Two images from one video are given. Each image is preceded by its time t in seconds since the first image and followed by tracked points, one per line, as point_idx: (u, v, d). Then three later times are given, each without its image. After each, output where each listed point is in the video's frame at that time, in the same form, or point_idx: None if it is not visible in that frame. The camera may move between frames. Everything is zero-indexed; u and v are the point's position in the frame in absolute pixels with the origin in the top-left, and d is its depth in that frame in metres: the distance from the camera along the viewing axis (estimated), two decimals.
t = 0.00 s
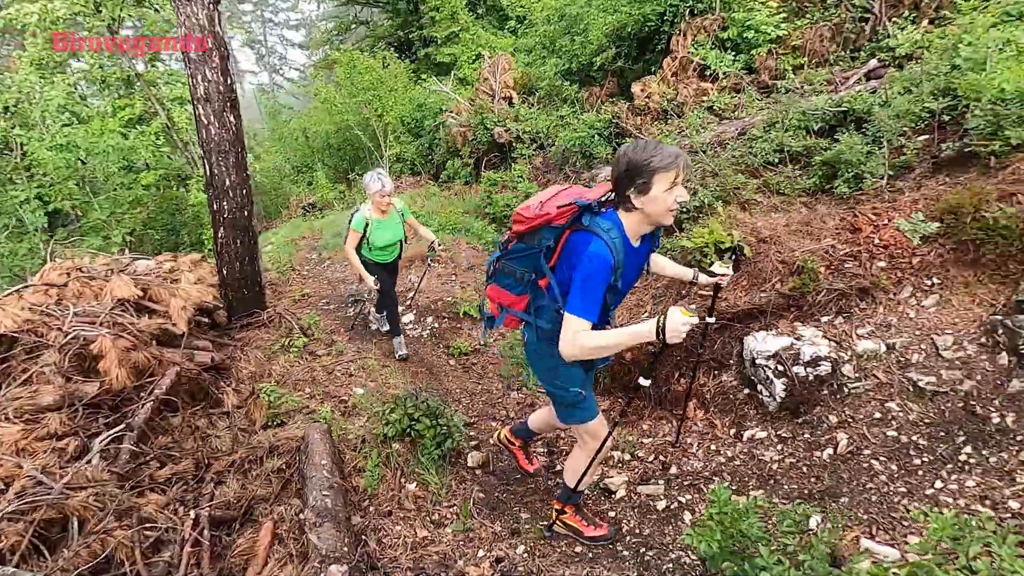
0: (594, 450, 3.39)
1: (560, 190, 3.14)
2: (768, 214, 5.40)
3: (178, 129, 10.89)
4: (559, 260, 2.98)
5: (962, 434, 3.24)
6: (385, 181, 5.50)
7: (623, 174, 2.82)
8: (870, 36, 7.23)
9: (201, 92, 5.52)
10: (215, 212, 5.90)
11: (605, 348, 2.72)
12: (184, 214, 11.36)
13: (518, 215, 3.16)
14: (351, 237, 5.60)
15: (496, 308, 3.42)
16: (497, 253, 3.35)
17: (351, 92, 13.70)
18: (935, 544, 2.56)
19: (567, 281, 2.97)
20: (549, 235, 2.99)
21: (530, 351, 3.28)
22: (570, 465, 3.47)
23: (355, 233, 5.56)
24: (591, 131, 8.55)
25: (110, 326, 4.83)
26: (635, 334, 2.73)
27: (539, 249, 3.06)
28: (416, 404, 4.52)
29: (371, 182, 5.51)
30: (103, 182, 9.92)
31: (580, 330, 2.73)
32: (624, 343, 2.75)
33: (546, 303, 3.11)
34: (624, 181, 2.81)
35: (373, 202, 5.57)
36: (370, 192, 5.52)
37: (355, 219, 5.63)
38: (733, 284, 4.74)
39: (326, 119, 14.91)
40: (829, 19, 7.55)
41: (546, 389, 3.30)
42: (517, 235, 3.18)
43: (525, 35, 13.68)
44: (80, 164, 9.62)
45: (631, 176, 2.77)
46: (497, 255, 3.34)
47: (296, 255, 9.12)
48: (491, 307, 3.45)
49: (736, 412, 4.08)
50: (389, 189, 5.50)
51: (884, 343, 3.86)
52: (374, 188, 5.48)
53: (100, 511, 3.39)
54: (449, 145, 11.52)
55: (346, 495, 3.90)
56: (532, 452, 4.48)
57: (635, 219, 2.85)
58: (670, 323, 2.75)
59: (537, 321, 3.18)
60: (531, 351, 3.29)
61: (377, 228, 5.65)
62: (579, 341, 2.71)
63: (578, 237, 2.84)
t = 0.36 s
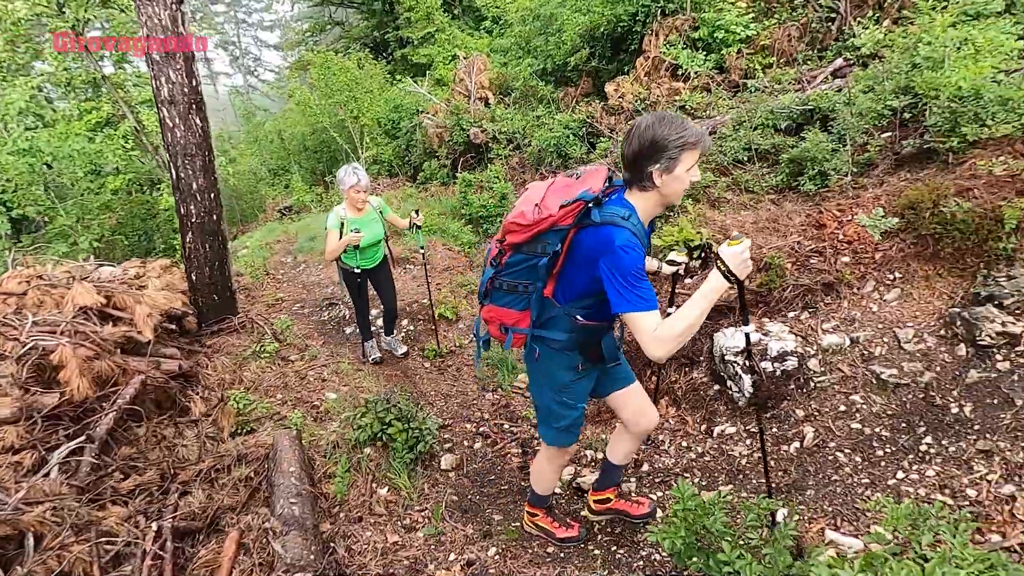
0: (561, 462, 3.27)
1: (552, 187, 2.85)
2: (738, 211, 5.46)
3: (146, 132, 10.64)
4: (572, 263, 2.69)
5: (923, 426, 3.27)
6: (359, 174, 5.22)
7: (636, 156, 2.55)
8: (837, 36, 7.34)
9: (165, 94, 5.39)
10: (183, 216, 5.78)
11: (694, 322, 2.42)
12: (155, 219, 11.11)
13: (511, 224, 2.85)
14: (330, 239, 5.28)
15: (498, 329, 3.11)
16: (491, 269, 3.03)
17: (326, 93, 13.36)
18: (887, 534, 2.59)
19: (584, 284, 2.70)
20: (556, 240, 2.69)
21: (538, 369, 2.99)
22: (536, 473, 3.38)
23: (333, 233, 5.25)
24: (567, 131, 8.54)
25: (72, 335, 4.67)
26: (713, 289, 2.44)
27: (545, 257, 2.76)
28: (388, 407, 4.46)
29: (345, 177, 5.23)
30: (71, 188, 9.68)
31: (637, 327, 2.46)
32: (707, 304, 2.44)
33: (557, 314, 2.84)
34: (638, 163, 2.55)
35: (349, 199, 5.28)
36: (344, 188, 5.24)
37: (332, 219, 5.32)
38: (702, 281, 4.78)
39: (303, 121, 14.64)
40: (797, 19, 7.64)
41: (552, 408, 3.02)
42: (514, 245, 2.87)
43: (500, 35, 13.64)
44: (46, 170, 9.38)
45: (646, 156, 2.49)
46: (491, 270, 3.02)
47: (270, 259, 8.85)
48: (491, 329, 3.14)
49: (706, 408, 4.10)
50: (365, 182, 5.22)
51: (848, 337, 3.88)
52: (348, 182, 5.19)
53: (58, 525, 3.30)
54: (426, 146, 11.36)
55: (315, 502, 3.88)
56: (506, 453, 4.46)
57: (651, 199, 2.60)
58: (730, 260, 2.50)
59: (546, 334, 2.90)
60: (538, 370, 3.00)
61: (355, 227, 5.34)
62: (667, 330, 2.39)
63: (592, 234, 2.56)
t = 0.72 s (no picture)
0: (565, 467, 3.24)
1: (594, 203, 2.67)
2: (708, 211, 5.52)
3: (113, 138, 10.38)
4: (635, 280, 2.55)
5: (887, 418, 3.35)
6: (357, 192, 4.84)
7: (696, 160, 2.50)
8: (802, 38, 7.47)
9: (129, 100, 5.28)
10: (149, 224, 5.66)
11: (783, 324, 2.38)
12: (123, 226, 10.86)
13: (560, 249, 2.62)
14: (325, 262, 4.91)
15: (543, 358, 2.91)
16: (536, 299, 2.78)
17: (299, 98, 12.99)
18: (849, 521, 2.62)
19: (647, 299, 2.58)
20: (617, 259, 2.54)
21: (587, 392, 2.88)
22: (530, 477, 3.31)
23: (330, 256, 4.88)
24: (541, 133, 8.55)
25: (33, 347, 4.52)
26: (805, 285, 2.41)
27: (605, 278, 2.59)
28: (362, 414, 4.41)
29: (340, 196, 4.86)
30: (33, 195, 9.57)
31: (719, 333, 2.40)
32: (799, 302, 2.42)
33: (612, 336, 2.72)
34: (698, 167, 2.50)
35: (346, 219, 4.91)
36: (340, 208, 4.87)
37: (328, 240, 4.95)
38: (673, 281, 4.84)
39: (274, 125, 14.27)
40: (764, 21, 7.76)
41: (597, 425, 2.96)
42: (566, 271, 2.65)
43: (474, 38, 13.61)
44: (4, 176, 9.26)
45: (709, 160, 2.45)
46: (537, 301, 2.77)
47: (243, 265, 8.73)
48: (535, 359, 2.93)
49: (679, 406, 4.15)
50: (363, 201, 4.84)
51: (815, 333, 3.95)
52: (345, 201, 4.82)
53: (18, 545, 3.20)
54: (401, 149, 11.23)
55: (287, 512, 3.83)
56: (482, 456, 4.46)
57: (704, 206, 2.59)
58: (821, 254, 2.47)
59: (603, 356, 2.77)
60: (586, 394, 2.88)
61: (352, 249, 4.97)
62: (766, 325, 2.33)
63: (658, 246, 2.44)
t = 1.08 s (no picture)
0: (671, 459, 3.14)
1: (668, 169, 2.58)
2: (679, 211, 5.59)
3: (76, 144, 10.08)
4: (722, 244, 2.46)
5: (851, 410, 3.46)
6: (362, 193, 4.56)
7: (759, 116, 2.65)
8: (768, 40, 7.62)
9: (91, 106, 5.16)
10: (115, 232, 5.53)
11: (855, 290, 2.38)
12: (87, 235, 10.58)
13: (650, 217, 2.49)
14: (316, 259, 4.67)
15: (624, 343, 2.73)
16: (621, 280, 2.60)
17: (270, 101, 12.89)
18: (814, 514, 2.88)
19: (732, 263, 2.48)
20: (707, 224, 2.44)
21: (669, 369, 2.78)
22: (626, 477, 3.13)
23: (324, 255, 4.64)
24: (515, 136, 8.57)
25: None
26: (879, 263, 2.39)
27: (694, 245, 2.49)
28: (338, 420, 4.38)
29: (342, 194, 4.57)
30: None
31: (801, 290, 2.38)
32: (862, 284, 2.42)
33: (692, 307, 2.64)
34: (760, 121, 2.65)
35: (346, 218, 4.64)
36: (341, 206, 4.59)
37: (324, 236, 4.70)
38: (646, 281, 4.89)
39: (246, 130, 14.08)
40: (731, 24, 7.90)
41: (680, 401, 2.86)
42: (654, 243, 2.52)
43: (446, 41, 13.59)
44: None
45: (772, 115, 2.62)
46: (623, 281, 2.59)
47: (214, 272, 8.56)
48: (615, 345, 2.74)
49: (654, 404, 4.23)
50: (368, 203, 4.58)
51: (783, 329, 4.07)
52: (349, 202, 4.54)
53: None
54: (374, 153, 11.11)
55: (263, 522, 3.79)
56: (461, 459, 4.46)
57: (761, 160, 2.75)
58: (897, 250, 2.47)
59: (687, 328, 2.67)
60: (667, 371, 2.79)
61: (350, 249, 4.73)
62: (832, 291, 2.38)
63: (743, 203, 2.36)
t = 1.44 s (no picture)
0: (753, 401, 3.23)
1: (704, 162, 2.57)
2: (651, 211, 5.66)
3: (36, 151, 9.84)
4: (765, 232, 2.52)
5: (819, 403, 3.51)
6: (355, 216, 4.21)
7: (788, 106, 2.52)
8: (735, 43, 7.76)
9: (52, 112, 5.04)
10: (80, 241, 5.39)
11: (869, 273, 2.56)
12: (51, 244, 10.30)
13: (708, 210, 2.44)
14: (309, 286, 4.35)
15: (682, 337, 2.69)
16: (683, 275, 2.53)
17: (240, 105, 12.87)
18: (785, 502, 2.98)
19: (769, 249, 2.58)
20: (754, 212, 2.48)
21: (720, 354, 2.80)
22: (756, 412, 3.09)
23: (317, 282, 4.32)
24: (489, 139, 8.58)
25: None
26: (894, 243, 2.54)
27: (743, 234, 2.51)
28: (314, 427, 4.35)
29: (334, 218, 4.22)
30: None
31: (830, 276, 2.52)
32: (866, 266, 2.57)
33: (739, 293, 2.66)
34: (785, 113, 2.53)
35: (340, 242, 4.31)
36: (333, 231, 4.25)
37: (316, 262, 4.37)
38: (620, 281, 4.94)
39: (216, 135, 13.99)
40: (699, 27, 8.03)
41: (729, 376, 2.96)
42: (712, 234, 2.49)
43: (419, 44, 13.55)
44: None
45: (802, 107, 2.50)
46: (687, 277, 2.52)
47: (184, 280, 8.38)
48: (676, 341, 2.68)
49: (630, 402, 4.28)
50: (362, 227, 4.24)
51: (754, 325, 4.15)
52: (341, 227, 4.19)
53: None
54: (348, 157, 10.89)
55: (239, 532, 3.74)
56: (440, 463, 4.46)
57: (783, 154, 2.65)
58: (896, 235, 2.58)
59: (737, 314, 2.69)
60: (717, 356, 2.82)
61: (345, 273, 4.41)
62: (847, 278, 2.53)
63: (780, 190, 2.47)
